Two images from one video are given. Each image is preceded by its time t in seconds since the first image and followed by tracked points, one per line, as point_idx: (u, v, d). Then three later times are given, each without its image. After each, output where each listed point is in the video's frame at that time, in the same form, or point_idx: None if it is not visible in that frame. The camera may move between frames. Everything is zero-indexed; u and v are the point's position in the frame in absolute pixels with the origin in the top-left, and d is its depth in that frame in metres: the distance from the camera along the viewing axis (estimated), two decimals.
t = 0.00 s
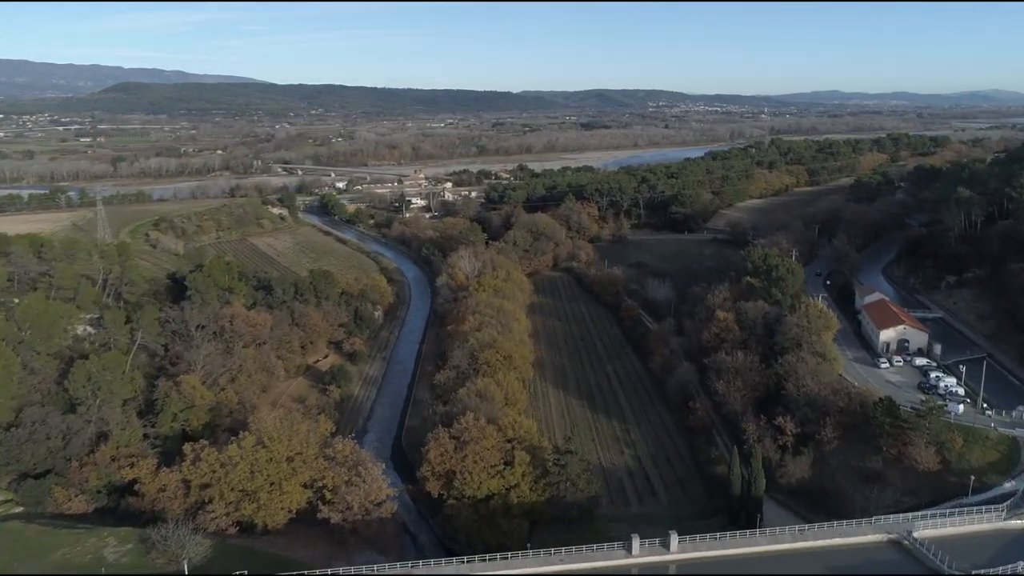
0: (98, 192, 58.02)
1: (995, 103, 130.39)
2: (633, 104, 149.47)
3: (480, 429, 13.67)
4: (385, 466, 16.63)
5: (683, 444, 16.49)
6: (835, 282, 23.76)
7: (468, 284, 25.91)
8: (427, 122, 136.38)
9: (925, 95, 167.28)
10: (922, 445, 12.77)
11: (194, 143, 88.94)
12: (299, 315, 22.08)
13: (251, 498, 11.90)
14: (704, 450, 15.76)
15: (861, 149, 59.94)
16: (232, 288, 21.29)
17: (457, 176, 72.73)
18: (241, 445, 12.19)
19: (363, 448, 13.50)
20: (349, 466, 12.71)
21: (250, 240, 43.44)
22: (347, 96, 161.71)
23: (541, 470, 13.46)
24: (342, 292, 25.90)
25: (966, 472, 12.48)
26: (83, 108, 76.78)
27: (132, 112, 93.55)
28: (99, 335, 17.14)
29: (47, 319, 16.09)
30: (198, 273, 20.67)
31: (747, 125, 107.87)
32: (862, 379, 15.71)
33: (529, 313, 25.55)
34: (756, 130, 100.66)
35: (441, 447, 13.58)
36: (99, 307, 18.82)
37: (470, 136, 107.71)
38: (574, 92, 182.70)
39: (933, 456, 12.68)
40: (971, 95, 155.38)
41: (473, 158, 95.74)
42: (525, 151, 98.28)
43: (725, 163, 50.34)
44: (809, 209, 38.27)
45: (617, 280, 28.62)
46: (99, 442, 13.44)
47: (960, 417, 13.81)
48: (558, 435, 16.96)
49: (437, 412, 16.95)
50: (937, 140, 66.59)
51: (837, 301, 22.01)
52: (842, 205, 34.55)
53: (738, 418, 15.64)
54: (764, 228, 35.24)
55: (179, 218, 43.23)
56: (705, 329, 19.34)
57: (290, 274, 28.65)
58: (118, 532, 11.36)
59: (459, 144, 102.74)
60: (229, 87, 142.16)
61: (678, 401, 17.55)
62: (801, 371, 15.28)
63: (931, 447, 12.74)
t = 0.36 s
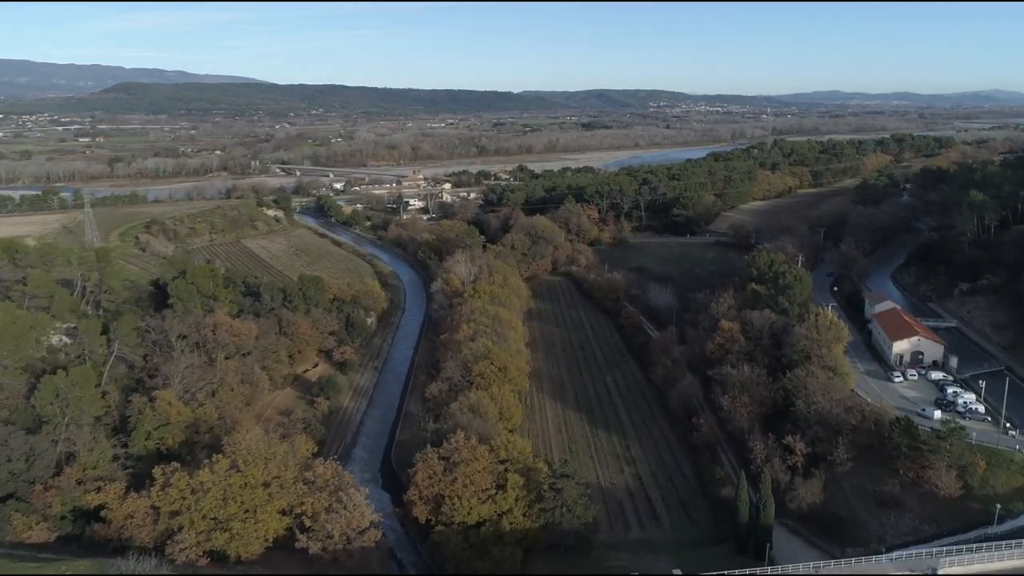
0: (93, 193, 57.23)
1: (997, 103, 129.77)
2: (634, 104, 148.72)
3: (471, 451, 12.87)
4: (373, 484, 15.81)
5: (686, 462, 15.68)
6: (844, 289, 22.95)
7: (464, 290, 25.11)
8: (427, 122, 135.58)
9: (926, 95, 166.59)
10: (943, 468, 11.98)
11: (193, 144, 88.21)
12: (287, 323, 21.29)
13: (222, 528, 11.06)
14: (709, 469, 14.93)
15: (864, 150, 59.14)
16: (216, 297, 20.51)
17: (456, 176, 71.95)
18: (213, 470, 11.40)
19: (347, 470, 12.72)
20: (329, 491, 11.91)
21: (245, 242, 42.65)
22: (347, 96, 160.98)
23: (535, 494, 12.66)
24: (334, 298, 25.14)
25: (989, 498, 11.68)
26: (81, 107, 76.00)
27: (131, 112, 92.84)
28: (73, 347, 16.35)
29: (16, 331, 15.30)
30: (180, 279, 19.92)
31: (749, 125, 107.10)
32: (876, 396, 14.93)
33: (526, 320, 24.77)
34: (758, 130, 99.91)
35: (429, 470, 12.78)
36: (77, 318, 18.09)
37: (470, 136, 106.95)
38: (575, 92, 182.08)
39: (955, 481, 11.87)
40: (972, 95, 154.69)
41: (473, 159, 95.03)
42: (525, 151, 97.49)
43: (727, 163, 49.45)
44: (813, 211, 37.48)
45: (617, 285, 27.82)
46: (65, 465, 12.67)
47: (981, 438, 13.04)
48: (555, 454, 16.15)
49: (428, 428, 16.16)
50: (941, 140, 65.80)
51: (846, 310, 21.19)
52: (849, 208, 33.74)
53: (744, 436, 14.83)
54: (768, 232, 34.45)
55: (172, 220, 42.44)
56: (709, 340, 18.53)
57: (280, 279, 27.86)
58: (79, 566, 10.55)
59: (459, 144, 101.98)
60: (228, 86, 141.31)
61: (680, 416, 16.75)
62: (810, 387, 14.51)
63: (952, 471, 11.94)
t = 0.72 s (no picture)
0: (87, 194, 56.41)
1: (999, 104, 128.91)
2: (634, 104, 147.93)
3: (461, 476, 12.06)
4: (358, 504, 14.95)
5: (689, 482, 14.84)
6: (853, 296, 22.12)
7: (459, 296, 24.28)
8: (427, 122, 134.71)
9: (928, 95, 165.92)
10: (967, 495, 11.16)
11: (191, 144, 87.43)
12: (273, 331, 20.47)
13: (191, 562, 10.05)
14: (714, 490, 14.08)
15: (869, 150, 58.15)
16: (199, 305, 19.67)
17: (456, 176, 71.10)
18: (180, 499, 10.55)
19: (327, 496, 11.87)
20: (308, 520, 11.06)
21: (238, 245, 41.77)
22: (347, 96, 160.06)
23: (529, 521, 11.84)
24: (325, 305, 24.32)
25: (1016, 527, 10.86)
26: (78, 107, 75.10)
27: (130, 112, 92.02)
28: (44, 360, 15.50)
29: None
30: (160, 286, 19.07)
31: (751, 125, 106.23)
32: (891, 414, 14.14)
33: (522, 328, 23.96)
34: (760, 130, 99.02)
35: (416, 495, 11.96)
36: (51, 328, 17.26)
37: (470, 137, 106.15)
38: (576, 91, 181.11)
39: (980, 509, 11.05)
40: (975, 95, 153.76)
41: (472, 159, 94.13)
42: (525, 152, 96.59)
43: (729, 164, 48.48)
44: (818, 214, 36.56)
45: (618, 290, 26.97)
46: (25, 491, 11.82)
47: (1006, 462, 12.23)
48: (551, 472, 15.35)
49: (418, 447, 15.35)
50: (946, 140, 64.83)
51: (856, 319, 20.37)
52: (855, 210, 32.91)
53: (751, 456, 13.99)
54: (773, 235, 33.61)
55: (164, 223, 41.59)
56: (713, 351, 17.71)
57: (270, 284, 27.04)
58: None
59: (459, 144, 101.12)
60: (227, 86, 140.59)
61: (684, 432, 15.91)
62: (822, 404, 13.68)
63: (976, 498, 11.12)
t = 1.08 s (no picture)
0: (81, 195, 55.66)
1: (1000, 104, 128.00)
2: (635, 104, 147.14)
3: (449, 503, 11.25)
4: (344, 526, 14.14)
5: (692, 504, 14.04)
6: (863, 304, 21.28)
7: (454, 302, 23.48)
8: (427, 122, 133.97)
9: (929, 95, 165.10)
10: (993, 528, 10.32)
11: (189, 144, 86.72)
12: (259, 340, 19.68)
13: None
14: (718, 514, 13.28)
15: (873, 150, 57.33)
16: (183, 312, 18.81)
17: (454, 177, 70.32)
18: (144, 533, 9.73)
19: (305, 525, 11.05)
20: (284, 551, 10.16)
21: (231, 247, 40.99)
22: (347, 96, 159.34)
23: (521, 552, 11.03)
24: (316, 311, 23.53)
25: None
26: (77, 107, 74.63)
27: (128, 112, 91.35)
28: (13, 375, 14.74)
29: None
30: (141, 294, 18.31)
31: (752, 125, 105.46)
32: (908, 433, 13.35)
33: (518, 336, 23.20)
34: (761, 130, 98.23)
35: (400, 524, 11.14)
36: (24, 338, 16.49)
37: (470, 137, 105.36)
38: (577, 91, 180.53)
39: (1010, 542, 10.19)
40: (976, 94, 152.93)
41: (472, 159, 93.44)
42: (525, 152, 95.79)
43: (731, 165, 47.65)
44: (823, 216, 35.74)
45: (619, 296, 26.15)
46: None
47: None
48: (548, 494, 14.57)
49: (406, 468, 14.54)
50: (950, 140, 64.05)
51: (867, 329, 19.59)
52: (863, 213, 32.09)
53: (757, 477, 13.18)
54: (777, 238, 32.78)
55: (156, 225, 40.84)
56: (717, 363, 16.95)
57: (260, 291, 26.25)
58: None
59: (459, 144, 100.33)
60: (226, 86, 139.87)
61: (687, 449, 15.19)
62: (836, 424, 12.89)
63: (1003, 531, 10.28)
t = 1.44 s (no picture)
0: (76, 196, 54.99)
1: (1002, 104, 127.09)
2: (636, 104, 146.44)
3: (435, 535, 10.43)
4: (326, 549, 13.29)
5: (697, 528, 13.21)
6: (873, 312, 20.45)
7: (448, 309, 22.68)
8: (428, 122, 133.32)
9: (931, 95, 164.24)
10: None
11: (188, 144, 86.11)
12: (244, 350, 18.88)
13: None
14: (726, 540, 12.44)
15: (877, 150, 56.47)
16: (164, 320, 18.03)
17: (453, 177, 69.58)
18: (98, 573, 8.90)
19: (279, 558, 10.21)
20: None
21: (225, 250, 40.19)
22: (347, 96, 158.52)
23: None
24: (306, 318, 22.72)
25: None
26: (75, 107, 74.17)
27: (128, 112, 90.88)
28: None
29: None
30: (119, 303, 17.54)
31: (753, 125, 104.69)
32: (925, 454, 12.53)
33: (515, 344, 22.39)
34: (763, 130, 97.47)
35: (382, 556, 10.32)
36: None
37: (470, 137, 104.64)
38: (578, 91, 179.87)
39: None
40: (978, 94, 152.15)
41: (472, 159, 92.70)
42: (525, 152, 95.03)
43: (733, 166, 46.80)
44: (828, 219, 34.90)
45: (619, 302, 25.33)
46: None
47: None
48: (544, 516, 13.75)
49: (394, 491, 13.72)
50: (955, 141, 63.23)
51: (878, 338, 18.79)
52: (869, 216, 31.27)
53: (767, 502, 12.34)
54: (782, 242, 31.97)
55: (148, 228, 40.10)
56: (721, 376, 16.14)
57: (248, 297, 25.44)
58: None
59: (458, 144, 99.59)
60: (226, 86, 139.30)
61: (691, 468, 14.38)
62: (850, 445, 12.09)
63: None
